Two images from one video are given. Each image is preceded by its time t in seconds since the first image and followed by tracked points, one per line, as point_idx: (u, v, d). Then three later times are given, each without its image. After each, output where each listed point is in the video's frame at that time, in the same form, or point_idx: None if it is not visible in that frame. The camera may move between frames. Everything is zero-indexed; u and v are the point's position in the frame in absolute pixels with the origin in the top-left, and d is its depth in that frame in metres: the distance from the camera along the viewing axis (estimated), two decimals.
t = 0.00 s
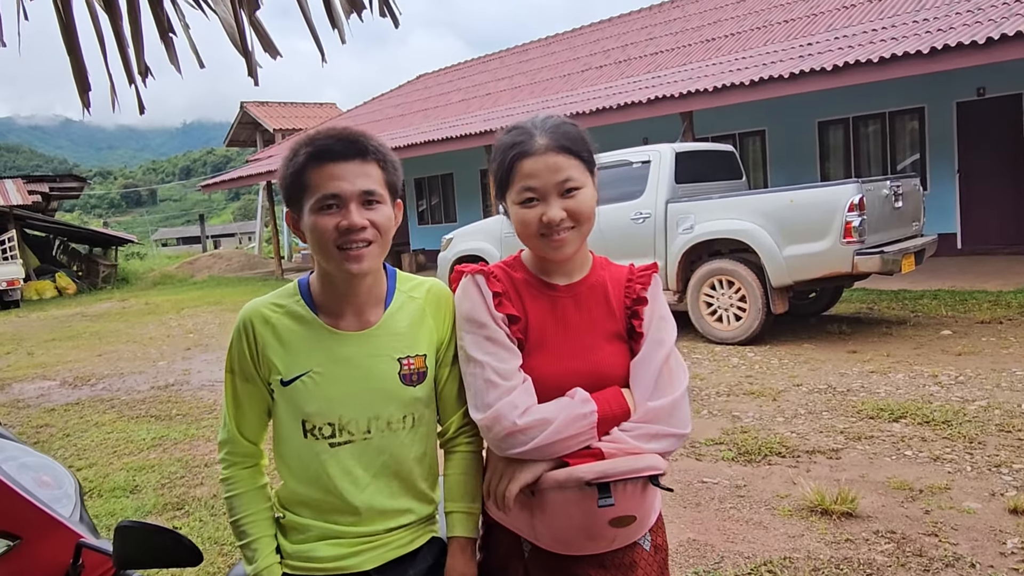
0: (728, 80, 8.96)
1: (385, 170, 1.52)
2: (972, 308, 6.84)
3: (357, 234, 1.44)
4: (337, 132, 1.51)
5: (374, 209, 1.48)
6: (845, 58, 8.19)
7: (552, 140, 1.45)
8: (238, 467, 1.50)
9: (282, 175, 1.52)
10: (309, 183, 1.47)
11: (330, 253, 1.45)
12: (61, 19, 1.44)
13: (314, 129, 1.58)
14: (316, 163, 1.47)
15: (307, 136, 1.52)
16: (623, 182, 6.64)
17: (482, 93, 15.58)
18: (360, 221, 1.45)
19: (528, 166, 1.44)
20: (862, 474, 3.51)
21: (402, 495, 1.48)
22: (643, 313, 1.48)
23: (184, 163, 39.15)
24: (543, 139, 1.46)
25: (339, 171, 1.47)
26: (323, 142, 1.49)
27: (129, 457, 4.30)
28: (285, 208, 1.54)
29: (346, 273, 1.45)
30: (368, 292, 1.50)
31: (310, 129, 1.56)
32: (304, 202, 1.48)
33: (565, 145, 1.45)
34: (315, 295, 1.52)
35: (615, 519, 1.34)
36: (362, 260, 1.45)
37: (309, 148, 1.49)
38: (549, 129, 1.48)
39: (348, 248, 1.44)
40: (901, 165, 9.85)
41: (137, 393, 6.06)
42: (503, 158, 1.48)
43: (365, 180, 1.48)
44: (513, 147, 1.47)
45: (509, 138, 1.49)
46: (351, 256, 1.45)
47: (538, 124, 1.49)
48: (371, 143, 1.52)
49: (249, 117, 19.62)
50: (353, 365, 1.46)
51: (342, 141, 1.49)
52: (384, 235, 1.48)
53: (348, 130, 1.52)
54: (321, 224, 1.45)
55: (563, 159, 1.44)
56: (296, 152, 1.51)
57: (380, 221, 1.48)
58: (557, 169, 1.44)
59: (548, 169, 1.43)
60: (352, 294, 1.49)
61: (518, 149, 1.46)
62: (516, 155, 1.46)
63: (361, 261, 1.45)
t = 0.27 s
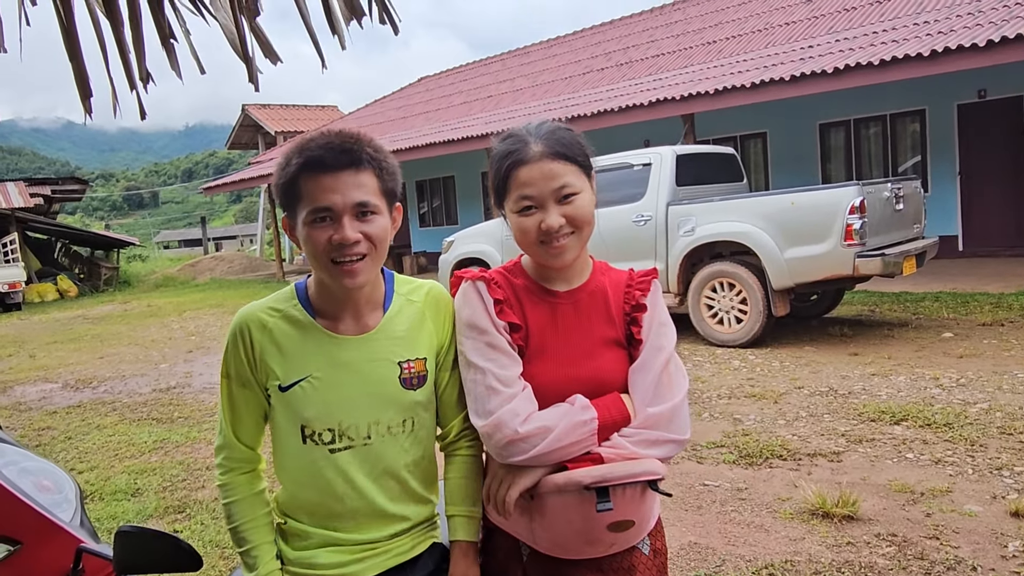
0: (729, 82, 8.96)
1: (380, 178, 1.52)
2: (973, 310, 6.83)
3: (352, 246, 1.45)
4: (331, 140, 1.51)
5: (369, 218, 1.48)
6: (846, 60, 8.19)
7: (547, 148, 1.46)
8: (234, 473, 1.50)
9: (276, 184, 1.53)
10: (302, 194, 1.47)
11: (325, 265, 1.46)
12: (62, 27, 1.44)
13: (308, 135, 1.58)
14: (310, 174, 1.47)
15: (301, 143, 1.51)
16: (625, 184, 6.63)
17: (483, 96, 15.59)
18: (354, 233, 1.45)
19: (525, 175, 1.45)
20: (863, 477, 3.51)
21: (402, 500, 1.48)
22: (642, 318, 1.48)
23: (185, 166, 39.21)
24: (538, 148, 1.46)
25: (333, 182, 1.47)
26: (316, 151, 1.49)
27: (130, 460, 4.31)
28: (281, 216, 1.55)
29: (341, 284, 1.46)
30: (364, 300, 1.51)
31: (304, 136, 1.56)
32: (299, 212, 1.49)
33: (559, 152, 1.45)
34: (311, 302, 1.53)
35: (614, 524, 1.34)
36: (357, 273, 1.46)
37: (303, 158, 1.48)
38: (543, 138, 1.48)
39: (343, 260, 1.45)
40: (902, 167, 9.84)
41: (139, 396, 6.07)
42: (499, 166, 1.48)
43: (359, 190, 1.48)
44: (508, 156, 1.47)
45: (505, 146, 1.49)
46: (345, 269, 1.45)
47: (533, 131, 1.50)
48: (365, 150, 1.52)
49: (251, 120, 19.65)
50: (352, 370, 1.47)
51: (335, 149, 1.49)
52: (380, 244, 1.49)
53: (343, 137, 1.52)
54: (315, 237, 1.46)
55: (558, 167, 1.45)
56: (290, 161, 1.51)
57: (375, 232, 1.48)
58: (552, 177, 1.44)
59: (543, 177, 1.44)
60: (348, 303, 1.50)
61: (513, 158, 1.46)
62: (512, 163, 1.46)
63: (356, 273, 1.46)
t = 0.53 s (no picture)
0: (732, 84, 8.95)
1: (380, 175, 1.52)
2: (977, 312, 6.82)
3: (351, 246, 1.45)
4: (330, 139, 1.50)
5: (368, 218, 1.48)
6: (849, 61, 8.17)
7: (550, 149, 1.45)
8: (232, 473, 1.48)
9: (276, 180, 1.53)
10: (302, 193, 1.47)
11: (325, 265, 1.45)
12: (66, 25, 1.44)
13: (309, 131, 1.57)
14: (309, 174, 1.47)
15: (301, 141, 1.51)
16: (628, 185, 6.62)
17: (486, 97, 15.59)
18: (353, 233, 1.45)
19: (527, 177, 1.44)
20: (867, 480, 3.49)
21: (403, 500, 1.48)
22: (647, 318, 1.48)
23: (188, 166, 39.24)
24: (541, 149, 1.45)
25: (332, 181, 1.46)
26: (316, 150, 1.48)
27: (132, 459, 4.30)
28: (281, 212, 1.55)
29: (341, 284, 1.46)
30: (364, 298, 1.50)
31: (304, 132, 1.55)
32: (298, 211, 1.49)
33: (562, 153, 1.45)
34: (311, 300, 1.52)
35: (621, 524, 1.33)
36: (355, 272, 1.46)
37: (302, 157, 1.48)
38: (545, 138, 1.47)
39: (342, 259, 1.45)
40: (906, 168, 9.82)
41: (141, 395, 6.07)
42: (501, 168, 1.48)
43: (359, 189, 1.47)
44: (511, 158, 1.47)
45: (508, 147, 1.48)
46: (344, 268, 1.45)
47: (536, 132, 1.49)
48: (366, 148, 1.51)
49: (254, 120, 19.66)
50: (354, 368, 1.46)
51: (335, 148, 1.48)
52: (380, 244, 1.49)
53: (342, 136, 1.51)
54: (314, 236, 1.45)
55: (561, 167, 1.44)
56: (290, 159, 1.50)
57: (374, 231, 1.48)
58: (555, 178, 1.43)
59: (546, 178, 1.43)
60: (347, 301, 1.50)
61: (516, 159, 1.45)
62: (515, 164, 1.45)
63: (355, 272, 1.45)
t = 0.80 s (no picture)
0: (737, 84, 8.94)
1: (387, 169, 1.51)
2: (982, 314, 6.79)
3: (357, 241, 1.44)
4: (337, 133, 1.49)
5: (374, 212, 1.47)
6: (855, 62, 8.15)
7: (557, 144, 1.44)
8: (230, 460, 1.49)
9: (282, 174, 1.52)
10: (308, 186, 1.47)
11: (331, 259, 1.45)
12: (73, 18, 1.43)
13: (315, 124, 1.57)
14: (315, 167, 1.46)
15: (307, 134, 1.50)
16: (632, 185, 6.62)
17: (490, 97, 15.58)
18: (359, 227, 1.44)
19: (535, 171, 1.43)
20: (872, 481, 3.48)
21: (406, 497, 1.47)
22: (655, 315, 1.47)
23: (193, 165, 39.29)
24: (548, 143, 1.44)
25: (338, 175, 1.46)
26: (322, 143, 1.47)
27: (136, 457, 4.30)
28: (287, 205, 1.54)
29: (347, 278, 1.45)
30: (369, 292, 1.50)
31: (310, 126, 1.54)
32: (304, 204, 1.48)
33: (570, 148, 1.44)
34: (317, 293, 1.52)
35: (631, 521, 1.33)
36: (362, 266, 1.45)
37: (308, 150, 1.47)
38: (552, 133, 1.46)
39: (348, 254, 1.44)
40: (911, 170, 9.80)
41: (145, 393, 6.07)
42: (509, 164, 1.47)
43: (365, 183, 1.47)
44: (518, 153, 1.46)
45: (515, 142, 1.48)
46: (351, 263, 1.44)
47: (544, 127, 1.48)
48: (372, 142, 1.50)
49: (258, 119, 19.68)
50: (357, 362, 1.45)
51: (341, 141, 1.48)
52: (386, 239, 1.48)
53: (348, 129, 1.50)
54: (320, 230, 1.45)
55: (568, 162, 1.43)
56: (295, 152, 1.50)
57: (380, 226, 1.47)
58: (563, 173, 1.42)
59: (554, 172, 1.42)
60: (353, 295, 1.49)
61: (524, 154, 1.45)
62: (523, 160, 1.45)
63: (361, 266, 1.45)
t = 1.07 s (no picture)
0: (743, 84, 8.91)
1: (396, 166, 1.50)
2: (988, 316, 6.77)
3: (366, 239, 1.43)
4: (346, 130, 1.49)
5: (383, 210, 1.47)
6: (862, 62, 8.12)
7: (568, 140, 1.43)
8: (227, 442, 1.52)
9: (291, 171, 1.52)
10: (317, 183, 1.46)
11: (340, 256, 1.44)
12: (84, 11, 1.43)
13: (324, 121, 1.57)
14: (324, 165, 1.46)
15: (316, 131, 1.50)
16: (637, 185, 6.61)
17: (495, 95, 15.56)
18: (367, 225, 1.43)
19: (545, 168, 1.42)
20: (878, 482, 3.47)
21: (414, 494, 1.46)
22: (665, 314, 1.46)
23: (197, 162, 39.33)
24: (559, 139, 1.44)
25: (347, 172, 1.45)
26: (331, 140, 1.47)
27: (140, 453, 4.30)
28: (296, 203, 1.54)
29: (357, 274, 1.44)
30: (378, 289, 1.49)
31: (318, 123, 1.54)
32: (313, 201, 1.48)
33: (580, 144, 1.43)
34: (326, 289, 1.51)
35: (639, 521, 1.32)
36: (371, 263, 1.44)
37: (317, 147, 1.47)
38: (562, 129, 1.45)
39: (358, 251, 1.43)
40: (917, 171, 9.77)
41: (149, 390, 6.07)
42: (520, 160, 1.46)
43: (374, 181, 1.46)
44: (528, 149, 1.45)
45: (525, 138, 1.47)
46: (360, 260, 1.44)
47: (554, 123, 1.47)
48: (381, 138, 1.50)
49: (262, 117, 19.69)
50: (365, 358, 1.45)
51: (351, 138, 1.47)
52: (395, 236, 1.47)
53: (357, 127, 1.50)
54: (329, 227, 1.44)
55: (578, 158, 1.42)
56: (305, 149, 1.50)
57: (390, 223, 1.46)
58: (573, 169, 1.41)
59: (564, 169, 1.41)
60: (362, 292, 1.49)
61: (534, 150, 1.44)
62: (533, 155, 1.44)
63: (370, 263, 1.44)
